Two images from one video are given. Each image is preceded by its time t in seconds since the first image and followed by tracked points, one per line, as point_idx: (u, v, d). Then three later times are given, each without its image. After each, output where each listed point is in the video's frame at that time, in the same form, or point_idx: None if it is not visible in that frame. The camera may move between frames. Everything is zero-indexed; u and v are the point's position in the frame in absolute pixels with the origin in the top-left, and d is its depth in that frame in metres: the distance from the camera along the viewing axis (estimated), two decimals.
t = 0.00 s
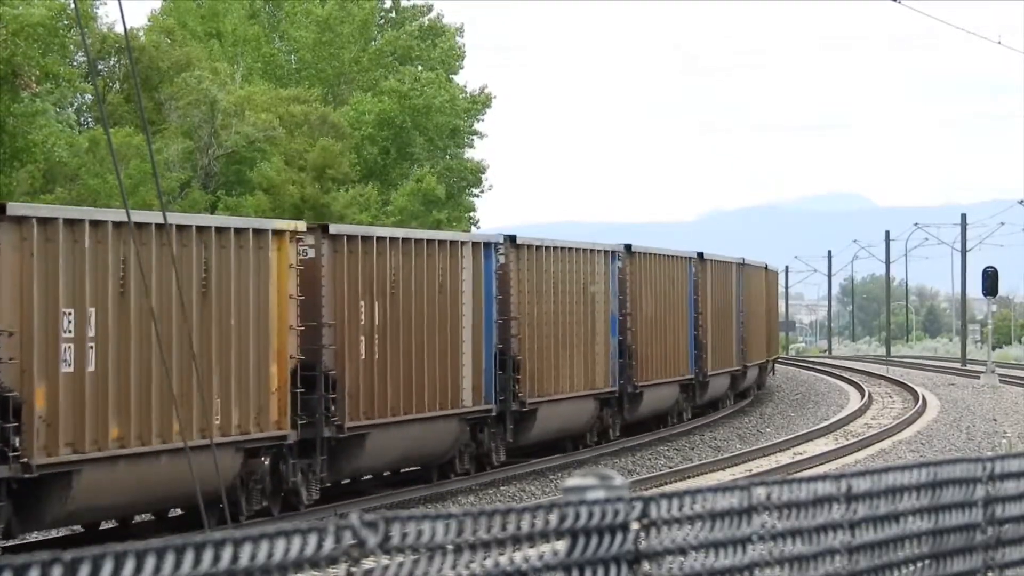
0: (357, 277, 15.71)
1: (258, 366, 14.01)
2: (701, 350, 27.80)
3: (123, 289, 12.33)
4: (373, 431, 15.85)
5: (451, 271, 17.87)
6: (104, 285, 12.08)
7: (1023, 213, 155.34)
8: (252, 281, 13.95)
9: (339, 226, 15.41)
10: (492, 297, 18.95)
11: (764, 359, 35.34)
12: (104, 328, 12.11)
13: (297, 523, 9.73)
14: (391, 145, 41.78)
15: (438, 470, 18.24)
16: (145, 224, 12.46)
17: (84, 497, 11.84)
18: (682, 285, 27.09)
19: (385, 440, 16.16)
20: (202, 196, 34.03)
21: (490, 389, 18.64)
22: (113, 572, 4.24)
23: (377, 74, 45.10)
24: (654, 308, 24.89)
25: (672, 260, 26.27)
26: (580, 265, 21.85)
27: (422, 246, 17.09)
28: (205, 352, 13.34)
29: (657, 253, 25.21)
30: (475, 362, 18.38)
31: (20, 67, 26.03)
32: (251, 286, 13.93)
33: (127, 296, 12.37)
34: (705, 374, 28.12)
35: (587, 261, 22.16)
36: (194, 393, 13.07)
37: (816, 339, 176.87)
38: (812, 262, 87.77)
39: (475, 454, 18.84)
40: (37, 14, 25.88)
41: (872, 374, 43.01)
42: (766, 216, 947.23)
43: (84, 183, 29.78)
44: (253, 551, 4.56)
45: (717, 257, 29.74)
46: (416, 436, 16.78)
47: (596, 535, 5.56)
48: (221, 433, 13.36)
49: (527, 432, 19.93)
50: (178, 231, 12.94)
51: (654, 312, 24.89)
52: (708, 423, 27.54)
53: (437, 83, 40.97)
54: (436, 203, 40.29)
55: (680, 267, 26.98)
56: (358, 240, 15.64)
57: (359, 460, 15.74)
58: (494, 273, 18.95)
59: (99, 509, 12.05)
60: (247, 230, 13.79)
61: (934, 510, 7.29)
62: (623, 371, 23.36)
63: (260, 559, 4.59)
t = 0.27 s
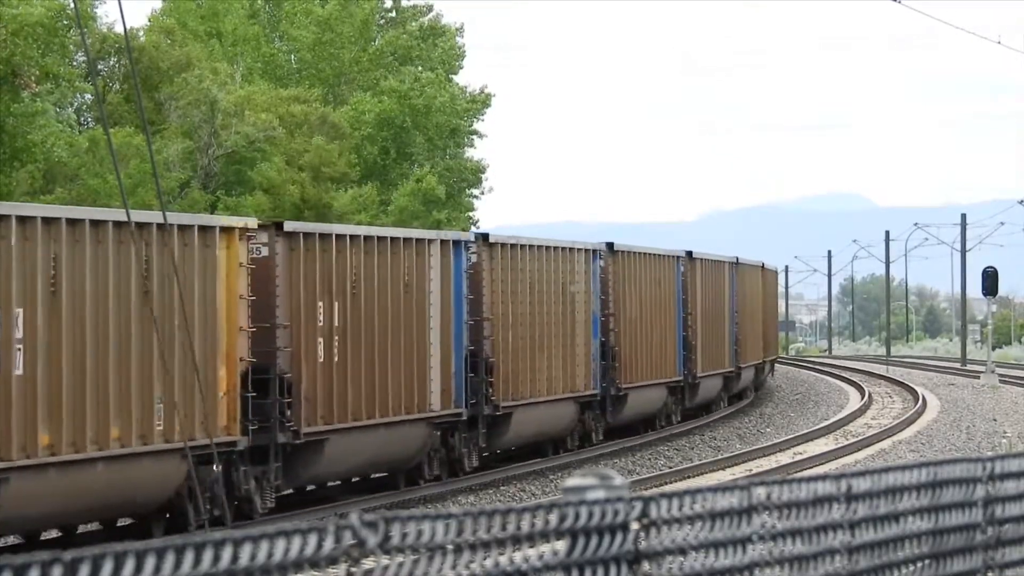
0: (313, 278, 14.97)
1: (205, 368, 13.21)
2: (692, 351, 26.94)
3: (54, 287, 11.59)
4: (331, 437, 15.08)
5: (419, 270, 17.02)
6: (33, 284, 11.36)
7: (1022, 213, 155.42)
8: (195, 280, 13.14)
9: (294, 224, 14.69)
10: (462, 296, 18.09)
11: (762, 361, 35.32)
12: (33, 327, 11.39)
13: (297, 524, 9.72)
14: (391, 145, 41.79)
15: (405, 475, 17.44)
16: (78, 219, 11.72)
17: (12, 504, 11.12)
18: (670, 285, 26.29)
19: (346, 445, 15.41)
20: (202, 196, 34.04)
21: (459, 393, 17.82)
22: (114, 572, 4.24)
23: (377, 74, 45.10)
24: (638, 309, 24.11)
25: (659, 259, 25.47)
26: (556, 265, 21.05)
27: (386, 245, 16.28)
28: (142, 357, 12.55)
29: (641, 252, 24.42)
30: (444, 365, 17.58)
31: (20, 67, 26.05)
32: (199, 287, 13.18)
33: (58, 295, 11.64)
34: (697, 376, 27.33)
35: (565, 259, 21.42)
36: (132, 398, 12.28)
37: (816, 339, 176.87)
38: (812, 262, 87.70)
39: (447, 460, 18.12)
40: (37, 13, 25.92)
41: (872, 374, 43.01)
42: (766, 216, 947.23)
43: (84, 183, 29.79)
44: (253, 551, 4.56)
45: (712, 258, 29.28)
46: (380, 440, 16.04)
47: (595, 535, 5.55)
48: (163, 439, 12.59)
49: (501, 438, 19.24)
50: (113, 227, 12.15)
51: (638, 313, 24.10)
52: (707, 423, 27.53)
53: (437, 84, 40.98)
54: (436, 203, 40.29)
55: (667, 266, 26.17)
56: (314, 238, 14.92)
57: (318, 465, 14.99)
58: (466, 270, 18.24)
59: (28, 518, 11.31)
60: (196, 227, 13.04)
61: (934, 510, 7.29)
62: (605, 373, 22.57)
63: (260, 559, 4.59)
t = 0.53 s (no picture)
0: (265, 275, 14.18)
1: (147, 369, 12.37)
2: (681, 353, 26.02)
3: None
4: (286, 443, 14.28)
5: (385, 269, 16.17)
6: None
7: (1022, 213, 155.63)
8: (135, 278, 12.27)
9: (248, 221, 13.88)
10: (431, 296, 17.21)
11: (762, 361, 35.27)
12: None
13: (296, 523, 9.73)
14: (391, 145, 41.80)
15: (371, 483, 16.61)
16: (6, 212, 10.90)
17: None
18: (657, 284, 25.36)
19: (304, 451, 14.57)
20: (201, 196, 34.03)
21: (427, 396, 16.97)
22: (114, 571, 4.24)
23: (377, 74, 45.11)
24: (622, 309, 23.20)
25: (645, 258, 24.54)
26: (534, 263, 20.12)
27: (346, 242, 15.45)
28: (78, 359, 11.69)
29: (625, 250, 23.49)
30: (414, 368, 16.70)
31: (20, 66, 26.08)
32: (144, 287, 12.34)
33: None
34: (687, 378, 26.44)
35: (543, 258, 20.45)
36: (64, 400, 11.46)
37: (816, 339, 176.85)
38: (812, 262, 87.64)
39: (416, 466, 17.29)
40: (37, 13, 25.98)
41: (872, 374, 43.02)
42: (766, 216, 947.30)
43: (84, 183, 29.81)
44: (253, 551, 4.56)
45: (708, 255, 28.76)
46: (343, 448, 15.21)
47: (595, 536, 5.55)
48: (99, 446, 11.76)
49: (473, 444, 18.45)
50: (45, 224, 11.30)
51: (622, 314, 23.19)
52: (707, 423, 27.55)
53: (437, 84, 40.99)
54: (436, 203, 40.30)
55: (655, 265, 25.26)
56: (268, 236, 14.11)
57: (272, 473, 14.19)
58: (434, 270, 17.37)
59: None
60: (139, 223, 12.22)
61: (934, 510, 7.29)
62: (587, 376, 21.68)
63: (260, 559, 4.59)
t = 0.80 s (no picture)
0: (214, 274, 13.67)
1: (79, 372, 11.94)
2: (666, 354, 25.40)
3: None
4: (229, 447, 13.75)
5: (342, 268, 15.60)
6: None
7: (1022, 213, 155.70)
8: (65, 279, 11.82)
9: (194, 219, 13.36)
10: (394, 296, 16.58)
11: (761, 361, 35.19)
12: None
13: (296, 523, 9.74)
14: (391, 145, 41.76)
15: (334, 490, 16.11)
16: None
17: None
18: (643, 283, 24.71)
19: (256, 459, 14.15)
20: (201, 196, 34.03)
21: (391, 399, 16.38)
22: (113, 572, 4.24)
23: (376, 74, 45.10)
24: (603, 311, 22.55)
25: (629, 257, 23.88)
26: (508, 263, 19.44)
27: (301, 240, 14.91)
28: (5, 363, 11.28)
29: (607, 250, 22.74)
30: (376, 370, 16.14)
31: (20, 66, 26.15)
32: (74, 288, 11.91)
33: None
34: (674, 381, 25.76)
35: (517, 257, 19.69)
36: None
37: (816, 339, 176.66)
38: (812, 262, 87.55)
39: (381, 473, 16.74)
40: (37, 13, 26.03)
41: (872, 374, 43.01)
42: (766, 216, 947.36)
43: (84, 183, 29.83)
44: (253, 551, 4.56)
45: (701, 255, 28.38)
46: (297, 456, 14.76)
47: (595, 536, 5.55)
48: (29, 452, 11.37)
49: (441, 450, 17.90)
50: None
51: (603, 315, 22.53)
52: (707, 424, 27.56)
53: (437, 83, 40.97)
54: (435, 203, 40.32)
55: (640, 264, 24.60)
56: (214, 235, 13.57)
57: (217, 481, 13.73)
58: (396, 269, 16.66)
59: None
60: (69, 221, 11.76)
61: (934, 510, 7.29)
62: (566, 378, 21.08)
63: (261, 559, 4.59)
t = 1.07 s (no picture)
0: (157, 273, 12.84)
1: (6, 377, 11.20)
2: (653, 356, 24.67)
3: None
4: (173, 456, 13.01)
5: (301, 268, 14.89)
6: None
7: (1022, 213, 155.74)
8: None
9: (137, 216, 12.52)
10: (356, 297, 15.86)
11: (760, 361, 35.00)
12: None
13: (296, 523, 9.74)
14: (391, 145, 41.75)
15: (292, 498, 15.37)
16: None
17: None
18: (628, 283, 24.00)
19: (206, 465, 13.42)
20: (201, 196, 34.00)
21: (352, 403, 15.69)
22: (113, 572, 4.24)
23: (376, 74, 45.11)
24: (583, 311, 21.80)
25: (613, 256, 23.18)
26: (481, 262, 18.72)
27: (254, 238, 14.14)
28: None
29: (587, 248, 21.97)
30: (334, 373, 15.44)
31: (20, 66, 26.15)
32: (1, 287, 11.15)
33: None
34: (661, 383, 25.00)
35: (488, 255, 18.89)
36: None
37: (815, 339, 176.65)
38: (812, 262, 87.52)
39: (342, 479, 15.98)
40: (37, 14, 26.03)
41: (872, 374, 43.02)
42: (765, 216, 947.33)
43: (84, 183, 29.83)
44: (253, 551, 4.56)
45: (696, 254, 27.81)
46: (251, 462, 14.02)
47: (595, 536, 5.55)
48: None
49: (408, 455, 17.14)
50: None
51: (583, 316, 21.81)
52: (707, 423, 27.58)
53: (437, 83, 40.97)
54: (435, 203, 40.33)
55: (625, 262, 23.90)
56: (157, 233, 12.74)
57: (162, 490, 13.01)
58: (358, 269, 15.89)
59: None
60: None
61: (934, 510, 7.29)
62: (545, 380, 20.35)
63: (261, 559, 4.59)
